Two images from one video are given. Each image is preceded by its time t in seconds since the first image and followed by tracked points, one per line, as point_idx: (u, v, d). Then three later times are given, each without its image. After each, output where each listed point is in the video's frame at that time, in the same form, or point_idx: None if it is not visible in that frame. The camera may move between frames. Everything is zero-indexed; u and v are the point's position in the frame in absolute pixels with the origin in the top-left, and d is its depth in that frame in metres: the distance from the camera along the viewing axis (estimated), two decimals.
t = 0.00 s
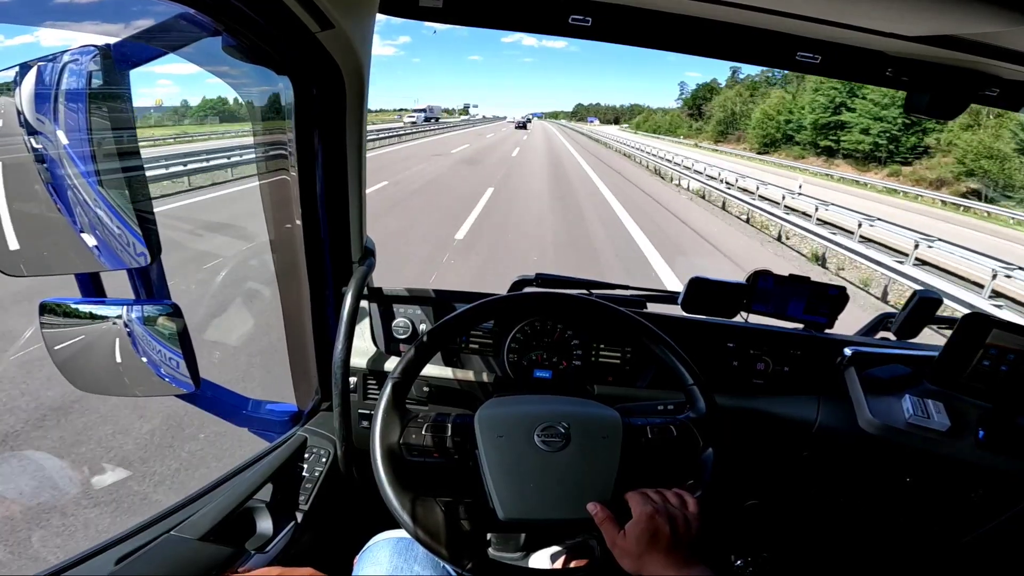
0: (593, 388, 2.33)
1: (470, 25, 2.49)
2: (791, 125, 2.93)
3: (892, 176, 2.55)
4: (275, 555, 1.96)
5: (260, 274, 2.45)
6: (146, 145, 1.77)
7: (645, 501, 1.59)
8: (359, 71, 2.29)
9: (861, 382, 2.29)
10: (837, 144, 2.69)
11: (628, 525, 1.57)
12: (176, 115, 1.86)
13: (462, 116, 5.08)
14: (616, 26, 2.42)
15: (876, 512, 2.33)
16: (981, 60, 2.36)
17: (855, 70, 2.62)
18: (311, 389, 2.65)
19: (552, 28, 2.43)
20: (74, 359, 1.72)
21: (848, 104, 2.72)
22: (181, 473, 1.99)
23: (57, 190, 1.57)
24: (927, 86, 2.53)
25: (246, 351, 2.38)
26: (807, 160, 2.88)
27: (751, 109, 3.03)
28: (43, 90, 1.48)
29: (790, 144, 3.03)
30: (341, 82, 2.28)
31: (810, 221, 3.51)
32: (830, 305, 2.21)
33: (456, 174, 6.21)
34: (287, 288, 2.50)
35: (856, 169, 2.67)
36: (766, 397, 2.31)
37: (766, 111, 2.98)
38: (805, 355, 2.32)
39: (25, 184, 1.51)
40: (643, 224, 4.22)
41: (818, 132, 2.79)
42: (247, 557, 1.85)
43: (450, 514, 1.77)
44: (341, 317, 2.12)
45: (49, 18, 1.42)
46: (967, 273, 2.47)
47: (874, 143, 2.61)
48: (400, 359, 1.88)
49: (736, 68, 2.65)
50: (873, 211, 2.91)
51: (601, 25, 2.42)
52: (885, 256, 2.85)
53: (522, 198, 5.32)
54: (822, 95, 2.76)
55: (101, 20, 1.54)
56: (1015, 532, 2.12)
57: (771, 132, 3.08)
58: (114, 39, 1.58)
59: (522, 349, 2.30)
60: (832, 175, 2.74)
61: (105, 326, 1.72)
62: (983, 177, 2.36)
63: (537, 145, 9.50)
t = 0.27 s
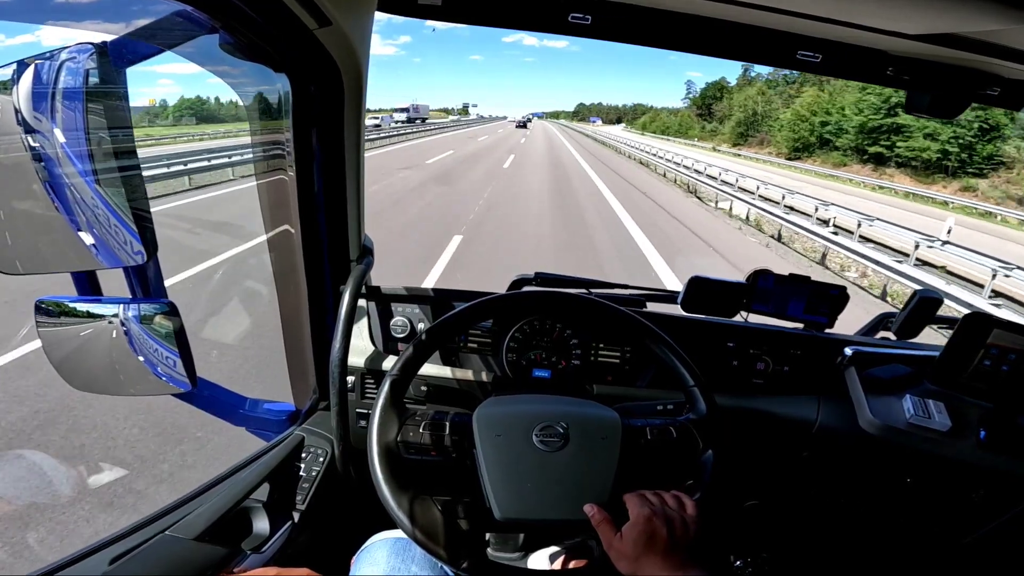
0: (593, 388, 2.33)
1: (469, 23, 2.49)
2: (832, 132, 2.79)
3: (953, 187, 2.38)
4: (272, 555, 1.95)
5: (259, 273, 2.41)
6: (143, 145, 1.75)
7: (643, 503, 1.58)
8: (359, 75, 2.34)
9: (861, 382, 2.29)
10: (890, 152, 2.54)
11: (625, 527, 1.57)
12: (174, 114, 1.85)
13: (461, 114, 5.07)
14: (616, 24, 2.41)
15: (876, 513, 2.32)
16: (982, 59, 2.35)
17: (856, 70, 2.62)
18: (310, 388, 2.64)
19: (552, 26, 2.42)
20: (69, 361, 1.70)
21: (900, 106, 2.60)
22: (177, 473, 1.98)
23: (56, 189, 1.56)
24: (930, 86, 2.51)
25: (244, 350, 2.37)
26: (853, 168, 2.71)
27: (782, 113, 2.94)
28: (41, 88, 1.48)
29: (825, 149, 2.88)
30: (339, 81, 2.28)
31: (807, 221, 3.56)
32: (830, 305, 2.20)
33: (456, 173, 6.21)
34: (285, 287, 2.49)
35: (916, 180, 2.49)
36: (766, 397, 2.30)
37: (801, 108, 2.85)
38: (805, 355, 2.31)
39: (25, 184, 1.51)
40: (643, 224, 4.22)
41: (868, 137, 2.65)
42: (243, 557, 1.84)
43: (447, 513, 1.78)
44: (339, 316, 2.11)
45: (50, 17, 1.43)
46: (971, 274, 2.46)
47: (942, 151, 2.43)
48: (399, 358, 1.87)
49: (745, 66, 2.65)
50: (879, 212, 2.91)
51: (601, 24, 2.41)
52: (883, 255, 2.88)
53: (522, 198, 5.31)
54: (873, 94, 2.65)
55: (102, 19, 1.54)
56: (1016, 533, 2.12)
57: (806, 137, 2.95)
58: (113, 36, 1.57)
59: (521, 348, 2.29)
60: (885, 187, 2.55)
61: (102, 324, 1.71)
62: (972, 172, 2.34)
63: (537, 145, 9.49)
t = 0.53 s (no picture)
0: (592, 387, 2.33)
1: (469, 23, 2.49)
2: (885, 139, 2.68)
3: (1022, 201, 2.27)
4: (271, 553, 1.96)
5: (259, 273, 2.39)
6: (144, 145, 1.76)
7: (636, 504, 1.58)
8: (359, 74, 2.36)
9: (860, 381, 2.29)
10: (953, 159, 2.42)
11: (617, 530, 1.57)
12: (174, 113, 1.85)
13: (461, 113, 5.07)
14: (616, 23, 2.41)
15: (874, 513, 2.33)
16: (980, 58, 2.36)
17: (857, 69, 2.62)
18: (310, 387, 2.65)
19: (551, 25, 2.42)
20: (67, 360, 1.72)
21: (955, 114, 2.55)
22: (177, 472, 1.99)
23: (56, 188, 1.56)
24: (930, 85, 2.49)
25: (244, 348, 2.37)
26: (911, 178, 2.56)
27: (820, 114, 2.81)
28: (41, 88, 1.49)
29: (874, 157, 2.78)
30: (339, 80, 2.29)
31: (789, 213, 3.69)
32: (830, 305, 2.20)
33: (457, 173, 6.22)
34: (285, 286, 2.49)
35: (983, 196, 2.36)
36: (765, 397, 2.30)
37: (838, 109, 2.75)
38: (805, 354, 2.31)
39: (25, 181, 1.51)
40: (643, 223, 4.22)
41: (931, 145, 2.54)
42: (243, 555, 1.85)
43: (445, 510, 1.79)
44: (339, 315, 2.11)
45: (51, 16, 1.46)
46: (929, 258, 2.64)
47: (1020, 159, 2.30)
48: (399, 357, 1.88)
49: (751, 65, 2.63)
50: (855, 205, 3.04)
51: (601, 23, 2.41)
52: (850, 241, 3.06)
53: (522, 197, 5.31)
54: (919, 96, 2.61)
55: (103, 19, 1.55)
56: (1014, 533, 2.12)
57: (850, 144, 2.82)
58: (113, 36, 1.58)
59: (521, 347, 2.28)
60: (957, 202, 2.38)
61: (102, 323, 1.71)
62: (990, 176, 2.31)
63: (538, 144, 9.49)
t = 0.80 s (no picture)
0: (598, 387, 2.33)
1: (474, 23, 2.49)
2: (961, 146, 2.61)
3: None
4: (279, 552, 1.96)
5: (266, 271, 2.42)
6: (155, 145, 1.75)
7: (644, 504, 1.58)
8: (366, 74, 2.33)
9: (869, 382, 2.28)
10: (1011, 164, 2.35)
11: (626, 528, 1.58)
12: (183, 113, 1.85)
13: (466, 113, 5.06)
14: (622, 23, 2.40)
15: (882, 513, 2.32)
16: (991, 58, 2.35)
17: (866, 69, 2.61)
18: (316, 386, 2.65)
19: (557, 25, 2.42)
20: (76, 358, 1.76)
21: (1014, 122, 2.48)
22: (184, 471, 1.99)
23: (67, 187, 1.58)
24: (940, 85, 2.51)
25: (250, 347, 2.37)
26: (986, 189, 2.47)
27: (858, 115, 2.74)
28: (52, 88, 1.50)
29: (942, 167, 2.68)
30: (346, 80, 2.28)
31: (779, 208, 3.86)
32: (837, 305, 2.20)
33: (462, 172, 6.22)
34: (292, 285, 2.50)
35: None
36: (773, 398, 2.29)
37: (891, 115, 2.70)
38: (812, 355, 2.30)
39: (37, 181, 1.53)
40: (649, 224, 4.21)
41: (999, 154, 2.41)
42: (251, 554, 1.85)
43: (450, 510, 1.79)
44: (346, 314, 2.11)
45: (61, 16, 1.48)
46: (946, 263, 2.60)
47: None
48: (405, 356, 1.88)
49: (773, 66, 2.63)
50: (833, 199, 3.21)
51: (608, 23, 2.40)
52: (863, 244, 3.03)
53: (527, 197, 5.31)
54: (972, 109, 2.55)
55: (113, 18, 1.56)
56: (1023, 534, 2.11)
57: (915, 152, 2.76)
58: (123, 35, 1.60)
59: (526, 347, 2.29)
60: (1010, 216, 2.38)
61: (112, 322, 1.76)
62: None
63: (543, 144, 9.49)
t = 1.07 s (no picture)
0: (617, 392, 2.31)
1: (497, 24, 2.49)
2: None
3: None
4: (295, 550, 1.95)
5: (291, 270, 2.45)
6: (185, 146, 1.78)
7: (663, 508, 1.58)
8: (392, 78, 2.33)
9: (897, 394, 2.23)
10: None
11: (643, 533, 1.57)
12: (214, 113, 1.88)
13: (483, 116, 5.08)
14: (645, 25, 2.39)
15: (906, 523, 2.28)
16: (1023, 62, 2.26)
17: (896, 72, 2.57)
18: (336, 384, 2.61)
19: (579, 27, 2.41)
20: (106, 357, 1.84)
21: None
22: (202, 468, 2.00)
23: (101, 186, 1.62)
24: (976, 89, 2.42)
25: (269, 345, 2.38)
26: None
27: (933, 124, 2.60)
28: (88, 88, 1.53)
29: None
30: (371, 81, 2.28)
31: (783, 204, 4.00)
32: (868, 313, 2.16)
33: (480, 175, 6.23)
34: (315, 284, 2.51)
35: None
36: (796, 406, 2.29)
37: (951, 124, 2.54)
38: (839, 364, 2.27)
39: (72, 180, 1.57)
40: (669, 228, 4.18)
41: None
42: (266, 551, 1.85)
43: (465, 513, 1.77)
44: (367, 314, 2.12)
45: (98, 14, 1.51)
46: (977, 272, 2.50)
47: None
48: (424, 358, 1.88)
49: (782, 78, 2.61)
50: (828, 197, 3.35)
51: (630, 25, 2.39)
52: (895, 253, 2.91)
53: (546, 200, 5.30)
54: None
55: (148, 19, 1.59)
56: None
57: None
58: (158, 36, 1.63)
59: (545, 351, 2.30)
60: None
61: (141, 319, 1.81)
62: None
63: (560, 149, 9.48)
